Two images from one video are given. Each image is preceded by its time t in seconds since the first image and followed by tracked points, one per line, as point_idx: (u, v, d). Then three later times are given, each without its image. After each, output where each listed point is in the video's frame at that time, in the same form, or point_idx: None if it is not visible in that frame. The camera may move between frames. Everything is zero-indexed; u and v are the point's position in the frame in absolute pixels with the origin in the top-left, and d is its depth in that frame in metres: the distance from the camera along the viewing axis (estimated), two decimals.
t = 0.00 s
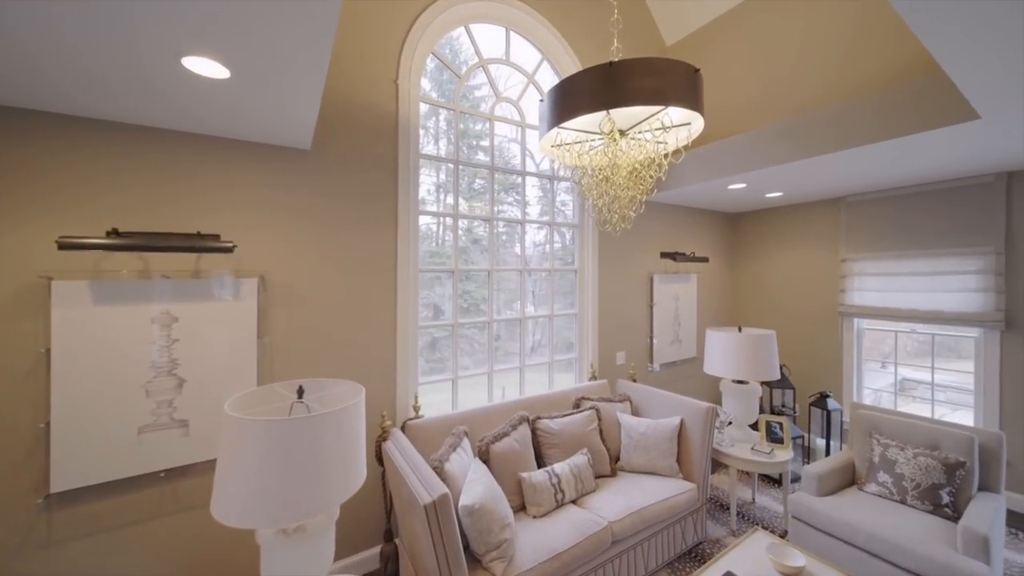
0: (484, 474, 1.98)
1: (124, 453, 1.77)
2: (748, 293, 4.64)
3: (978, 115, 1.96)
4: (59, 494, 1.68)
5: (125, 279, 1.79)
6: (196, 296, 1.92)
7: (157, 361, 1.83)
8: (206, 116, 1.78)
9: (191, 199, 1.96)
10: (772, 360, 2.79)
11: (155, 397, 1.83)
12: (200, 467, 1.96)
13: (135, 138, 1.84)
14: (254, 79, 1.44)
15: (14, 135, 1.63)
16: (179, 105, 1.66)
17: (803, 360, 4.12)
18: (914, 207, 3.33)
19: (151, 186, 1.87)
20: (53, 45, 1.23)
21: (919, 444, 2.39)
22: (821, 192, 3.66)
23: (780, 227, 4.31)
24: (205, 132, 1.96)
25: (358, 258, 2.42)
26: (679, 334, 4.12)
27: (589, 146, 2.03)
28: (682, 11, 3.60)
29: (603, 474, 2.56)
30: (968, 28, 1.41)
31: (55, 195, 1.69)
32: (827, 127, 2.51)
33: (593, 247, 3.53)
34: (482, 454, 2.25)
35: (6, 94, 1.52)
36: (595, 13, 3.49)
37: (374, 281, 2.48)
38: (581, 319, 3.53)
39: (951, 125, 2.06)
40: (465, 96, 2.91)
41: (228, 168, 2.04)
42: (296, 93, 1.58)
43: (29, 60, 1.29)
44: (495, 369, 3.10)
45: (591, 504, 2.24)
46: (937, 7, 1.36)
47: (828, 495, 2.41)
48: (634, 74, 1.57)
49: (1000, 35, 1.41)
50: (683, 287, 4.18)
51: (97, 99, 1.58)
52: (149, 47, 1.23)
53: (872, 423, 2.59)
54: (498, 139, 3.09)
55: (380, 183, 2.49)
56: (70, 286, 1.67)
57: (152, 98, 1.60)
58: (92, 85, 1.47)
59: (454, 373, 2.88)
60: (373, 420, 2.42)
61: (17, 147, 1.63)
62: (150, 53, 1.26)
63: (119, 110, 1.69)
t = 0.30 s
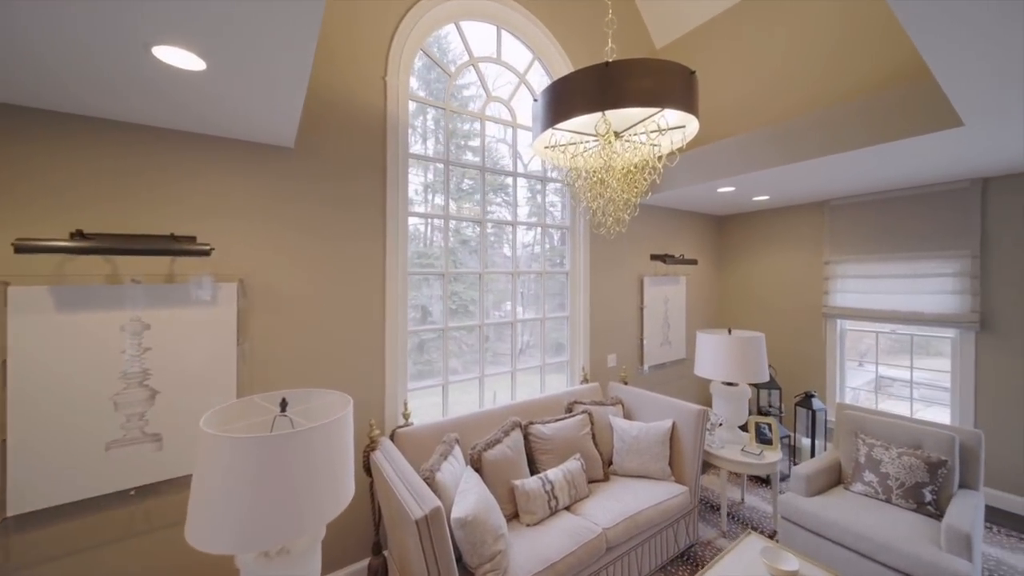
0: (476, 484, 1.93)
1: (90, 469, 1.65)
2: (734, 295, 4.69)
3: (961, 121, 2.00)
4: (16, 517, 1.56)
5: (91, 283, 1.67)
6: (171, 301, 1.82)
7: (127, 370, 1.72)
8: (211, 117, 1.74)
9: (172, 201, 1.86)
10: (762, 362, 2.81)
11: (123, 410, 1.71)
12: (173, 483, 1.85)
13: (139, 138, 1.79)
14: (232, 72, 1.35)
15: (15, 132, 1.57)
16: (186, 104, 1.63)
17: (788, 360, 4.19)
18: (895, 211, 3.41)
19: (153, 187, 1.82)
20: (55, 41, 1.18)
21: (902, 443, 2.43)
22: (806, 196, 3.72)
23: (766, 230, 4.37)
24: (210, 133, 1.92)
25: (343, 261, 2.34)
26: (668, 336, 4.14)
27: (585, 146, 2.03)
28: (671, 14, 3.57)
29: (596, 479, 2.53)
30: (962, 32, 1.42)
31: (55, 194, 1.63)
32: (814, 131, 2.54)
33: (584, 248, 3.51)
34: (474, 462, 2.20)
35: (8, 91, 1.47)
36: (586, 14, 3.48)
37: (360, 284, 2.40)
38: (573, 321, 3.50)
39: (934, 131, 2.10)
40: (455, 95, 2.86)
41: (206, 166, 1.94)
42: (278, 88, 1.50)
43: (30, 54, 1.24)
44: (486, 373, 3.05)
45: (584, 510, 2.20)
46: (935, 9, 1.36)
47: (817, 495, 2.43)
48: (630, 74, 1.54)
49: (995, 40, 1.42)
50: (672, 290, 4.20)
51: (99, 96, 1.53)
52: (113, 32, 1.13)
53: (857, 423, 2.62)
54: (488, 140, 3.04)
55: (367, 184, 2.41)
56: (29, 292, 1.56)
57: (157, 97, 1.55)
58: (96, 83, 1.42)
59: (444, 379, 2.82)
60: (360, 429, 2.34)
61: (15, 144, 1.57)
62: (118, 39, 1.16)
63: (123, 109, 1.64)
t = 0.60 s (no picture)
0: (460, 491, 1.89)
1: (41, 490, 1.53)
2: (711, 296, 4.80)
3: (925, 130, 2.10)
4: None
5: (42, 288, 1.55)
6: (134, 306, 1.71)
7: (82, 382, 1.60)
8: (210, 117, 1.70)
9: (148, 201, 1.77)
10: (739, 362, 2.88)
11: (78, 426, 1.59)
12: (135, 501, 1.74)
13: (141, 137, 1.76)
14: (202, 62, 1.26)
15: (15, 129, 1.52)
16: (189, 105, 1.59)
17: (762, 359, 4.32)
18: (861, 215, 3.57)
19: (155, 187, 1.79)
20: (60, 42, 1.14)
21: (870, 438, 2.53)
22: (779, 201, 3.85)
23: (741, 232, 4.49)
24: (208, 132, 1.88)
25: (320, 263, 2.25)
26: (649, 336, 4.20)
27: (570, 149, 2.02)
28: (654, 17, 3.59)
29: (579, 481, 2.53)
30: (939, 33, 1.46)
31: (54, 194, 1.59)
32: (788, 138, 2.62)
33: (567, 250, 3.52)
34: (457, 469, 2.15)
35: (10, 90, 1.42)
36: (569, 17, 3.49)
37: (338, 287, 2.31)
38: (556, 323, 3.50)
39: (899, 141, 2.20)
40: (438, 93, 2.81)
41: (173, 163, 1.83)
42: (253, 82, 1.42)
43: (33, 55, 1.20)
44: (469, 376, 3.01)
45: (569, 513, 2.19)
46: (911, 14, 1.41)
47: (791, 490, 2.49)
48: (616, 78, 1.54)
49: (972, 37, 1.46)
50: (653, 291, 4.26)
51: (98, 96, 1.48)
52: (68, 16, 1.03)
53: (828, 419, 2.72)
54: (471, 140, 3.00)
55: (346, 183, 2.34)
56: None
57: (159, 98, 1.51)
58: (96, 82, 1.37)
59: (426, 383, 2.76)
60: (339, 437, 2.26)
61: (16, 142, 1.52)
62: (72, 21, 1.07)
63: (124, 109, 1.60)
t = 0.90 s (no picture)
0: (438, 496, 1.87)
1: None
2: (684, 296, 4.94)
3: (881, 140, 2.23)
4: None
5: None
6: (87, 310, 1.60)
7: (28, 392, 1.49)
8: (209, 114, 1.68)
9: (105, 198, 1.68)
10: (711, 360, 2.97)
11: (24, 439, 1.48)
12: (88, 518, 1.63)
13: (141, 137, 1.75)
14: (159, 50, 1.19)
15: (17, 130, 1.51)
16: (185, 101, 1.56)
17: (732, 356, 4.48)
18: (822, 220, 3.75)
19: (155, 188, 1.78)
20: (56, 41, 1.13)
21: (831, 432, 2.66)
22: (748, 204, 4.00)
23: (713, 235, 4.64)
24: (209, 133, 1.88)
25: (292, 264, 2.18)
26: (625, 336, 4.28)
27: (549, 151, 2.03)
28: (630, 23, 3.67)
29: (558, 480, 2.55)
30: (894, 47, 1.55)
31: (54, 194, 1.58)
32: (756, 145, 2.73)
33: (546, 251, 3.54)
34: (436, 473, 2.13)
35: (10, 90, 1.41)
36: (547, 19, 3.51)
37: (311, 288, 2.25)
38: (534, 324, 3.52)
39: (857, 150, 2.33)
40: (416, 91, 2.77)
41: (132, 159, 1.74)
42: (218, 74, 1.36)
43: (31, 54, 1.19)
44: (448, 378, 2.99)
45: (548, 514, 2.20)
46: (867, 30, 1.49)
47: (759, 483, 2.58)
48: (594, 82, 1.55)
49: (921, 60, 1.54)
50: (629, 292, 4.35)
51: (97, 95, 1.47)
52: None
53: (793, 414, 2.83)
54: (449, 140, 2.97)
55: (320, 182, 2.27)
56: None
57: (158, 96, 1.50)
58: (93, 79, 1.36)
59: (404, 386, 2.72)
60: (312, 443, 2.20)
61: (18, 142, 1.51)
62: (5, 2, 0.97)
63: (129, 109, 1.60)
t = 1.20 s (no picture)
0: (413, 499, 1.85)
1: None
2: (657, 295, 5.06)
3: (838, 147, 2.36)
4: None
5: None
6: (32, 313, 1.50)
7: None
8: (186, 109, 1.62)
9: (53, 193, 1.57)
10: (682, 357, 3.06)
11: None
12: (35, 533, 1.53)
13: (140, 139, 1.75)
14: (119, 38, 1.13)
15: (15, 129, 1.50)
16: (170, 98, 1.52)
17: (703, 353, 4.64)
18: (786, 222, 3.94)
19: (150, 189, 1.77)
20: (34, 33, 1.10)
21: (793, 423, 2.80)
22: (717, 207, 4.14)
23: (685, 235, 4.78)
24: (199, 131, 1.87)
25: (260, 263, 2.10)
26: (601, 335, 4.35)
27: (525, 151, 2.04)
28: (605, 25, 3.71)
29: (534, 479, 2.57)
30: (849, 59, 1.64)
31: (52, 195, 1.57)
32: (725, 150, 2.84)
33: (523, 251, 3.55)
34: (412, 475, 2.11)
35: (11, 88, 1.40)
36: (524, 19, 3.52)
37: (281, 289, 2.18)
38: (512, 323, 3.53)
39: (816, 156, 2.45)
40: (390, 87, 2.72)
41: (86, 152, 1.64)
42: (183, 66, 1.30)
43: (24, 51, 1.18)
44: (424, 380, 2.95)
45: (524, 512, 2.22)
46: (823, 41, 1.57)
47: (727, 475, 2.67)
48: (570, 84, 1.57)
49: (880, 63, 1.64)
50: (604, 291, 4.42)
51: (88, 91, 1.44)
52: None
53: (758, 408, 2.96)
54: (425, 138, 2.93)
55: (290, 178, 2.20)
56: None
57: (140, 90, 1.45)
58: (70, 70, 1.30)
59: (379, 388, 2.67)
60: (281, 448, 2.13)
61: (18, 142, 1.50)
62: None
63: (139, 111, 1.63)
